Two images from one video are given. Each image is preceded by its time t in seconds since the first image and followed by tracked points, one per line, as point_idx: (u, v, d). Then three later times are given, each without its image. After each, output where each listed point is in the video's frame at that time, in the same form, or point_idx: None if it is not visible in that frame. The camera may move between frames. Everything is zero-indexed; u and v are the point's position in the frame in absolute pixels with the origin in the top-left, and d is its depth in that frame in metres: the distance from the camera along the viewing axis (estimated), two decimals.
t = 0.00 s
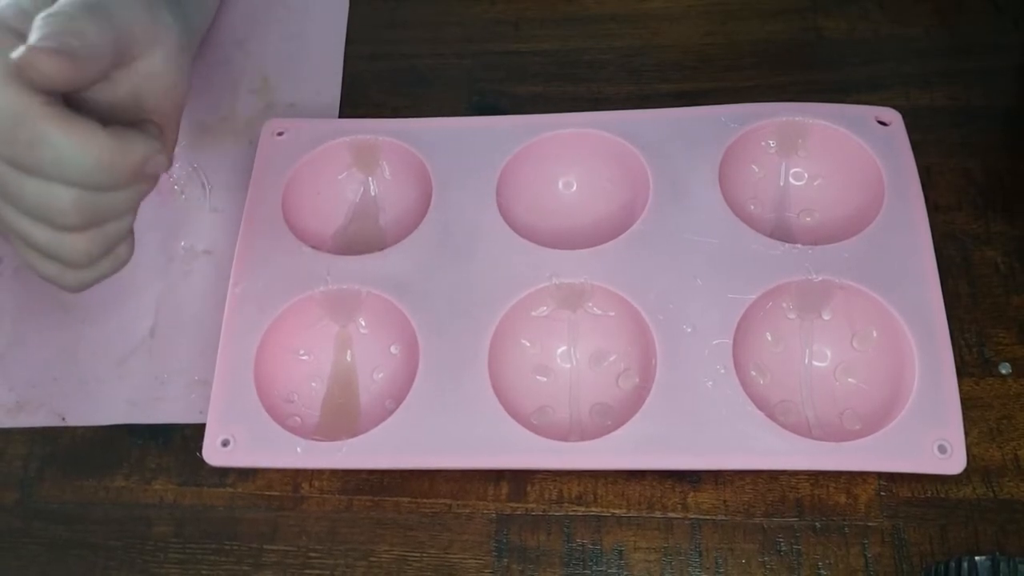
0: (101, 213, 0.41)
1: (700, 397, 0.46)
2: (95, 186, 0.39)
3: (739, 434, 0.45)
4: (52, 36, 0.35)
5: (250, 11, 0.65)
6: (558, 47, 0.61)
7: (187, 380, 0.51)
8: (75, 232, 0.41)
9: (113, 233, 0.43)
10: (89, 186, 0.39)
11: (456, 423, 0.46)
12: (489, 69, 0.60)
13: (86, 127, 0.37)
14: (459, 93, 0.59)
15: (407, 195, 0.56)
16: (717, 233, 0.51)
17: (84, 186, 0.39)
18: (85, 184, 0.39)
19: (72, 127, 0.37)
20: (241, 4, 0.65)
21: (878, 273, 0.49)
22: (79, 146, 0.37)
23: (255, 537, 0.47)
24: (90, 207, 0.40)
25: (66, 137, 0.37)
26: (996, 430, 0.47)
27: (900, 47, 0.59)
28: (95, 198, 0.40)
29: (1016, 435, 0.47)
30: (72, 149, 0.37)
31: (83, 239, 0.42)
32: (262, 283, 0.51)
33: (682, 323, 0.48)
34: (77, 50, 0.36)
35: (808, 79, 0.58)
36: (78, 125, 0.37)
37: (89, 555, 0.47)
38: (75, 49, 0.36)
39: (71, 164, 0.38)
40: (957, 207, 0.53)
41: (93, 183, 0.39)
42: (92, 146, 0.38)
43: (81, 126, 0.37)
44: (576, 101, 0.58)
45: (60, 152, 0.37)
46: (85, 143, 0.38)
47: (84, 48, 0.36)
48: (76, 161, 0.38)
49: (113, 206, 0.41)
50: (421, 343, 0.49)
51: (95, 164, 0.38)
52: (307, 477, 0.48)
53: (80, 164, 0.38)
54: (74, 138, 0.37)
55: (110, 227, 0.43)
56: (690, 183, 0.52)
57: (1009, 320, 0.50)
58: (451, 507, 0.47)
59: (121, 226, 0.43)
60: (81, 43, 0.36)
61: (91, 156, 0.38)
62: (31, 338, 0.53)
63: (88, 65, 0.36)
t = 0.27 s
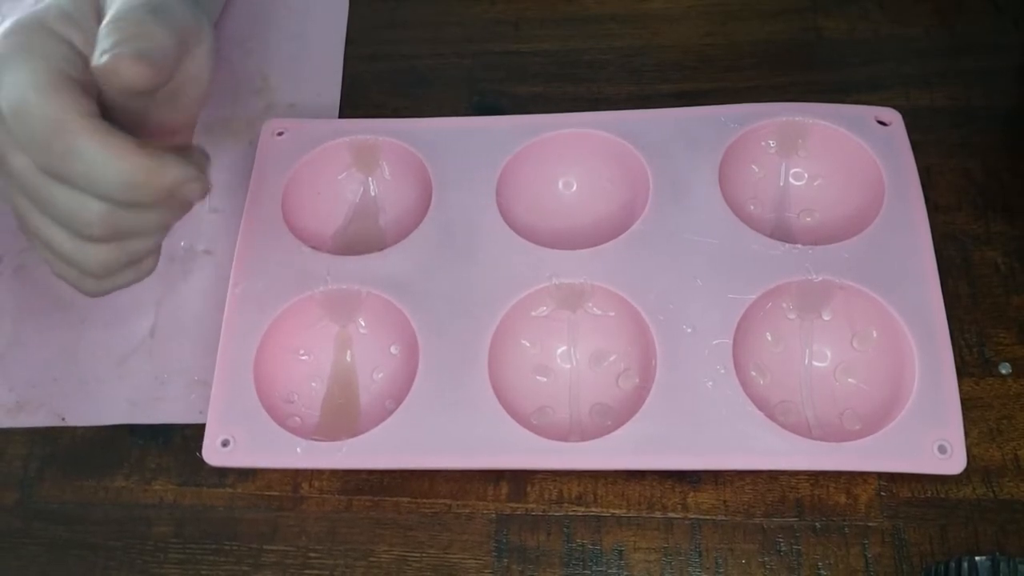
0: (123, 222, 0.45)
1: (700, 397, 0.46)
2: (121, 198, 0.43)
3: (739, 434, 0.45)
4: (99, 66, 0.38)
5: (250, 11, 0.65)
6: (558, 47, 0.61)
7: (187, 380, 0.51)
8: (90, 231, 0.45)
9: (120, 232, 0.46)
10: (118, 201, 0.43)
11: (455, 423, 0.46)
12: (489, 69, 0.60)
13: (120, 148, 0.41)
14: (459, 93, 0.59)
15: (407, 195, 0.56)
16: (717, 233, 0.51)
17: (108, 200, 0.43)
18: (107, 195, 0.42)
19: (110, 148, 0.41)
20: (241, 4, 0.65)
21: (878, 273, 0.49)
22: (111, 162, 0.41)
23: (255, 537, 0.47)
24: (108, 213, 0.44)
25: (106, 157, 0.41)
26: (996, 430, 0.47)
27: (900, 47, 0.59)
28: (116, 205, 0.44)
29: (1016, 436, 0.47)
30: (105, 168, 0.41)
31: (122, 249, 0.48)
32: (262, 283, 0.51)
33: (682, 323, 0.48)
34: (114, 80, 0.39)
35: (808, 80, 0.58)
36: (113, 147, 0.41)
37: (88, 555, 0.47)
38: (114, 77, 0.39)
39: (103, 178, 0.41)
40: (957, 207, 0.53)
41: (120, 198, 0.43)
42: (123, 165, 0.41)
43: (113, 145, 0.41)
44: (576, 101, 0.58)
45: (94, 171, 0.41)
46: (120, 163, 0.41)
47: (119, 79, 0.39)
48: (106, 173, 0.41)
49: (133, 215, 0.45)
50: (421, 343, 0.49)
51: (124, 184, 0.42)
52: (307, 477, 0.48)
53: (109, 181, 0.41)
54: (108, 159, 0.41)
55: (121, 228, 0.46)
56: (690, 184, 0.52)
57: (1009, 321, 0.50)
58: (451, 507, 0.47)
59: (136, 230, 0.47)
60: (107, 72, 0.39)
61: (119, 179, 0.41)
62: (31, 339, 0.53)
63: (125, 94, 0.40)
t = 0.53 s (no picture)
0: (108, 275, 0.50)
1: (700, 397, 0.46)
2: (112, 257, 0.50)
3: (739, 434, 0.45)
4: (38, 130, 0.43)
5: (250, 11, 0.65)
6: (558, 47, 0.61)
7: (187, 380, 0.51)
8: (32, 321, 0.44)
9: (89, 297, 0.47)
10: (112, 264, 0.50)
11: (455, 423, 0.46)
12: (490, 69, 0.60)
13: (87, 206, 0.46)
14: (459, 93, 0.59)
15: (407, 195, 0.56)
16: (717, 233, 0.51)
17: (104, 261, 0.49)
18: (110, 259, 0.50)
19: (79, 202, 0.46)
20: (241, 4, 0.65)
21: (878, 273, 0.49)
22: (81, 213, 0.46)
23: (255, 536, 0.47)
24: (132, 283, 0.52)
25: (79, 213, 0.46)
26: (996, 430, 0.47)
27: (900, 47, 0.59)
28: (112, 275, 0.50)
29: (1017, 435, 0.47)
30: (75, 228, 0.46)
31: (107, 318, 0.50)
32: (263, 282, 0.51)
33: (682, 323, 0.48)
34: (65, 145, 0.44)
35: (808, 80, 0.58)
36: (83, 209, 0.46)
37: (89, 555, 0.47)
38: (62, 143, 0.44)
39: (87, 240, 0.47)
40: (957, 208, 0.53)
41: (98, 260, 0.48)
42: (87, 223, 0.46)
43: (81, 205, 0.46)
44: (576, 101, 0.58)
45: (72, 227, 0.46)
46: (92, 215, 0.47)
47: (61, 141, 0.44)
48: (83, 215, 0.46)
49: (88, 263, 0.47)
50: (421, 342, 0.49)
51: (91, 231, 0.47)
52: (307, 476, 0.48)
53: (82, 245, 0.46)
54: (82, 216, 0.46)
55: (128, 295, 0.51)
56: (689, 183, 0.52)
57: (1009, 321, 0.50)
58: (451, 507, 0.47)
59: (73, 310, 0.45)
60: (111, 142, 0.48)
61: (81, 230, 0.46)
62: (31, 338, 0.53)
63: (64, 153, 0.44)
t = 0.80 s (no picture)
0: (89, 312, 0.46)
1: (700, 397, 0.46)
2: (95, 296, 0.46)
3: (739, 433, 0.45)
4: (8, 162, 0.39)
5: (250, 10, 0.65)
6: (558, 47, 0.61)
7: (187, 380, 0.51)
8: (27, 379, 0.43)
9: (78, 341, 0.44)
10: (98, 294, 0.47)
11: (455, 423, 0.46)
12: (490, 69, 0.60)
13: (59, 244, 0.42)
14: (459, 93, 0.59)
15: (407, 195, 0.56)
16: (717, 233, 0.51)
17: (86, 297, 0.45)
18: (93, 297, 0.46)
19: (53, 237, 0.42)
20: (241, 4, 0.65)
21: (878, 273, 0.49)
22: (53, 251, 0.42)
23: (256, 536, 0.47)
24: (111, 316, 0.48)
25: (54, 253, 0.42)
26: (996, 429, 0.47)
27: (899, 47, 0.59)
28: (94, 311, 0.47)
29: (1017, 435, 0.47)
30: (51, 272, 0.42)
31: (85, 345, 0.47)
32: (263, 282, 0.51)
33: (682, 322, 0.48)
34: (36, 181, 0.40)
35: (808, 79, 0.58)
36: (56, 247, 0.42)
37: (89, 554, 0.47)
38: (34, 180, 0.40)
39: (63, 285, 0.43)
40: (957, 207, 0.53)
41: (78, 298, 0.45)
42: (62, 260, 0.43)
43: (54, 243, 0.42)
44: (576, 101, 0.59)
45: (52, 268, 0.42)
46: (68, 253, 0.43)
47: (36, 178, 0.40)
48: (59, 259, 0.42)
49: (67, 311, 0.43)
50: (421, 342, 0.49)
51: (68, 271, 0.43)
52: (307, 476, 0.48)
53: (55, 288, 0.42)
54: (54, 256, 0.42)
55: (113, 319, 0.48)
56: (689, 183, 0.52)
57: (1009, 320, 0.50)
58: (451, 506, 0.47)
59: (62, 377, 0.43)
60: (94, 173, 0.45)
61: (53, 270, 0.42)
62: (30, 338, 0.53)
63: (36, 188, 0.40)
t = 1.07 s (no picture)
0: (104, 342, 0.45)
1: (700, 397, 0.46)
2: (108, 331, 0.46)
3: (739, 433, 0.45)
4: None
5: (250, 10, 0.65)
6: (558, 47, 0.61)
7: (187, 380, 0.51)
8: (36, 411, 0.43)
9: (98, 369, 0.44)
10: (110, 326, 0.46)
11: (455, 424, 0.46)
12: (490, 69, 0.60)
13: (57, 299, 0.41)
14: (459, 93, 0.59)
15: (407, 195, 0.56)
16: (717, 233, 0.51)
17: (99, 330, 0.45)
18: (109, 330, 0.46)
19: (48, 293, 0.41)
20: (241, 4, 0.65)
21: (878, 273, 0.49)
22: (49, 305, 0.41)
23: (256, 536, 0.47)
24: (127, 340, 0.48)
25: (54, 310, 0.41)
26: (996, 429, 0.47)
27: (899, 47, 0.59)
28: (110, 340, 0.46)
29: (1016, 435, 0.47)
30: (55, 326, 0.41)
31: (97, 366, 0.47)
32: (263, 282, 0.51)
33: (682, 323, 0.48)
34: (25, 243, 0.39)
35: (808, 79, 0.58)
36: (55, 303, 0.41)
37: (89, 553, 0.47)
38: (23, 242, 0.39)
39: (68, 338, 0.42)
40: (957, 207, 0.53)
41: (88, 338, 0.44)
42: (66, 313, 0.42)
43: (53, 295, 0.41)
44: (576, 101, 0.59)
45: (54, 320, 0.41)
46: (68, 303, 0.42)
47: (22, 241, 0.39)
48: (60, 308, 0.41)
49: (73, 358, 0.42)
50: (421, 343, 0.49)
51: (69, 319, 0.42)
52: (308, 476, 0.48)
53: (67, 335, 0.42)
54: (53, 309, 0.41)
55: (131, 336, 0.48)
56: (689, 183, 0.52)
57: (1009, 320, 0.50)
58: (451, 506, 0.47)
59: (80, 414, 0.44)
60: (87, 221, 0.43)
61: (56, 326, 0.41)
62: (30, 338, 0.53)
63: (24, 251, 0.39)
